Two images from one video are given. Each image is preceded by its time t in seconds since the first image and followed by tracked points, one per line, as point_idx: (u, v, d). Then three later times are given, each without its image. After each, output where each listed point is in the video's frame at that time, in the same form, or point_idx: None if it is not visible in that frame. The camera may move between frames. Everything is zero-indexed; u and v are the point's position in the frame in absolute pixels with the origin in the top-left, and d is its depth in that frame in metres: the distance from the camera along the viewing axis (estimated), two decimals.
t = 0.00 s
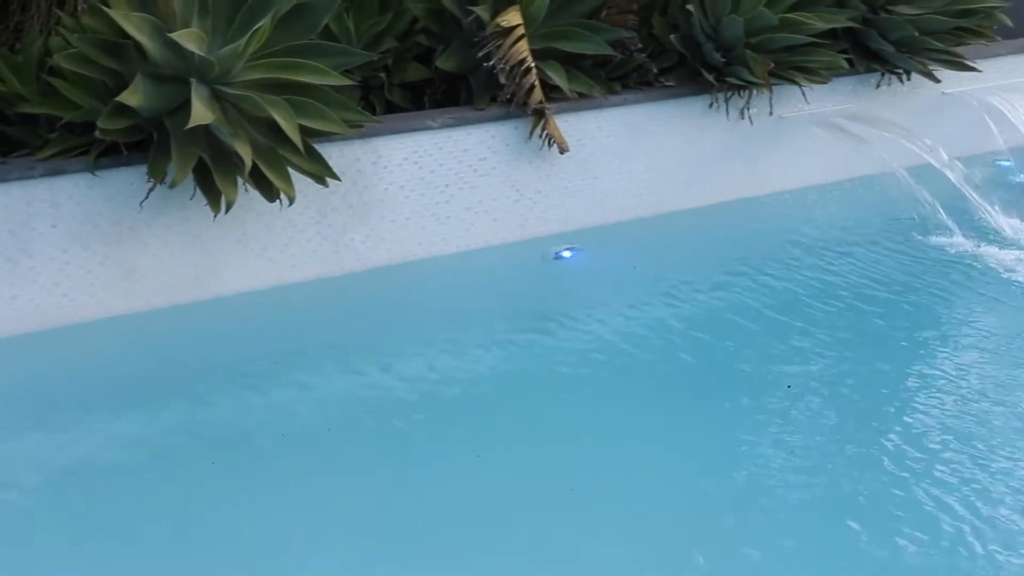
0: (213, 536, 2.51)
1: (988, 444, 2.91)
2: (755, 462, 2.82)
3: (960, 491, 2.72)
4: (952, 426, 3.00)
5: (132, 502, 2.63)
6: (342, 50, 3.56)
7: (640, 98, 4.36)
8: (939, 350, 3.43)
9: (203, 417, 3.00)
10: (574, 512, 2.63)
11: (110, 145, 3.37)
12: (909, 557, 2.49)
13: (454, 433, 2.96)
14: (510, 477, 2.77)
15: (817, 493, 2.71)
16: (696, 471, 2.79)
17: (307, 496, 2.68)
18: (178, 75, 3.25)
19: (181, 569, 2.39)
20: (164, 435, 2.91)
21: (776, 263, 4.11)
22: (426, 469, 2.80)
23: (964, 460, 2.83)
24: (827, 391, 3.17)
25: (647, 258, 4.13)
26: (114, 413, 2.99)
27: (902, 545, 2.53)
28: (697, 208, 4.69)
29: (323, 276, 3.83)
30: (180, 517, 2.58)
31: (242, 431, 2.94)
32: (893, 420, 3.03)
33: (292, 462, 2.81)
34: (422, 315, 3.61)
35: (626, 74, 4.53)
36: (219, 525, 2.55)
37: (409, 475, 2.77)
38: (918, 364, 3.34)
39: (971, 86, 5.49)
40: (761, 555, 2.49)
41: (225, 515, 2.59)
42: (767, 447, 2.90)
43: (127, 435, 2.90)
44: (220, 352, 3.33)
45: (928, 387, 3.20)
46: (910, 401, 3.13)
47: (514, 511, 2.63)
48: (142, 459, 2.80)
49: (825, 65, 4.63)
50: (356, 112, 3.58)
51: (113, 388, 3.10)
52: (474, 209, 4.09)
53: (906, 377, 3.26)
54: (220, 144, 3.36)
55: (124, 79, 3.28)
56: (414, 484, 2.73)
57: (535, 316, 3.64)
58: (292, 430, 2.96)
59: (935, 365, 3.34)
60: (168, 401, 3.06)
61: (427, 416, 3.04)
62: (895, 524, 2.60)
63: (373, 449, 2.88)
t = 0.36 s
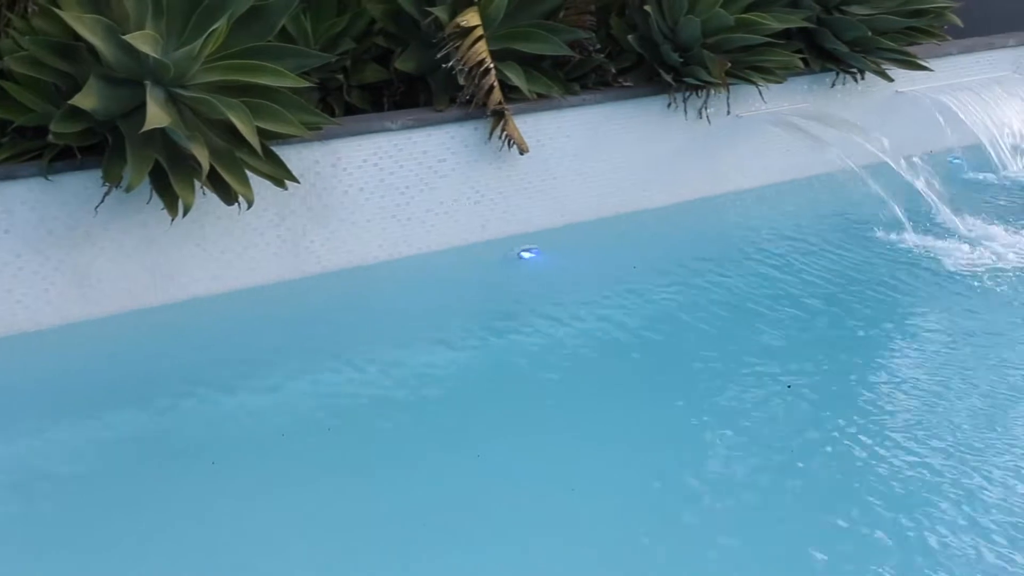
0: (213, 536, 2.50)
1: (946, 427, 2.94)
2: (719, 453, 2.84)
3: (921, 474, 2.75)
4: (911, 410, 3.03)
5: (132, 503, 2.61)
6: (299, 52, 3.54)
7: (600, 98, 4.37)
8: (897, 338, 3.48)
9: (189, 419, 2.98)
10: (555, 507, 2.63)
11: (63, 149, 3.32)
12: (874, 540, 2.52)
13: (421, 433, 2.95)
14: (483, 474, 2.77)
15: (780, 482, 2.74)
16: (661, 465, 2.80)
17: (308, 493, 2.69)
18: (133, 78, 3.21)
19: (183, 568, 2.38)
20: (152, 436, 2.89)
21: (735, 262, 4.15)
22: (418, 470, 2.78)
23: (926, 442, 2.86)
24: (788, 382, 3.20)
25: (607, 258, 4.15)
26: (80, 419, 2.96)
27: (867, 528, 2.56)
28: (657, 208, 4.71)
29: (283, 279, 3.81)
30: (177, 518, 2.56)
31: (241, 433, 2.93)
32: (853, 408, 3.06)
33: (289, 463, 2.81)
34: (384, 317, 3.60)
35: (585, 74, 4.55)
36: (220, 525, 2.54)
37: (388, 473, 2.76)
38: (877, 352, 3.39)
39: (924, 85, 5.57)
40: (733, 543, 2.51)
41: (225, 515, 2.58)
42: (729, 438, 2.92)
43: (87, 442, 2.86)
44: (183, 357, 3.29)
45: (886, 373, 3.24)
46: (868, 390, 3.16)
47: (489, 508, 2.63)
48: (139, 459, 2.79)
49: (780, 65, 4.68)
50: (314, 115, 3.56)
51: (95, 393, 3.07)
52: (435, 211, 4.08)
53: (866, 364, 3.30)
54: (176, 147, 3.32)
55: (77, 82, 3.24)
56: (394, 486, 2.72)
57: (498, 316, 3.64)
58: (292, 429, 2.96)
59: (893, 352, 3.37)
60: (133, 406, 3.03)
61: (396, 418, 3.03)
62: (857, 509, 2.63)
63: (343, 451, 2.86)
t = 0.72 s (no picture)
0: (212, 535, 2.47)
1: (914, 413, 2.96)
2: (685, 438, 2.86)
3: (894, 456, 2.75)
4: (876, 400, 3.04)
5: (129, 505, 2.58)
6: (257, 54, 3.52)
7: (559, 99, 4.39)
8: (857, 330, 3.53)
9: (178, 422, 2.97)
10: (525, 497, 2.63)
11: (17, 153, 3.27)
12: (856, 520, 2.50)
13: (390, 433, 2.93)
14: (460, 470, 2.75)
15: (756, 467, 2.73)
16: (629, 451, 2.82)
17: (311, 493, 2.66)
18: (87, 81, 3.17)
19: (183, 567, 2.34)
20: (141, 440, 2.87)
21: (694, 261, 4.18)
22: (419, 470, 2.75)
23: (888, 424, 2.90)
24: (750, 373, 3.23)
25: (570, 258, 4.16)
26: (39, 427, 2.91)
27: (848, 510, 2.54)
28: (618, 208, 4.73)
29: (244, 282, 3.78)
30: (173, 518, 2.53)
31: (239, 436, 2.91)
32: (815, 392, 3.10)
33: (286, 462, 2.80)
34: (349, 319, 3.59)
35: (545, 74, 4.56)
36: (219, 524, 2.52)
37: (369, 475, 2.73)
38: (838, 344, 3.43)
39: (878, 84, 5.65)
40: (716, 525, 2.49)
41: (227, 515, 2.56)
42: (698, 428, 2.93)
43: (49, 450, 2.82)
44: (146, 363, 3.25)
45: (847, 362, 3.29)
46: (833, 380, 3.18)
47: (473, 504, 2.60)
48: (137, 462, 2.77)
49: (738, 65, 4.73)
50: (273, 117, 3.54)
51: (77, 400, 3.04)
52: (397, 212, 4.07)
53: (827, 354, 3.35)
54: (132, 151, 3.28)
55: (30, 85, 3.20)
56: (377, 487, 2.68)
57: (462, 317, 3.64)
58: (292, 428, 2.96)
59: (853, 346, 3.41)
60: (97, 414, 2.99)
61: (368, 421, 3.00)
62: (836, 491, 2.62)
63: (315, 454, 2.83)
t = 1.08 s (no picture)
0: (212, 535, 2.47)
1: (880, 404, 2.99)
2: (654, 435, 2.88)
3: (865, 447, 2.77)
4: (842, 393, 3.07)
5: (128, 505, 2.58)
6: (220, 56, 3.49)
7: (525, 100, 4.40)
8: (821, 326, 3.56)
9: (169, 421, 2.97)
10: (499, 495, 2.63)
11: None
12: (831, 509, 2.52)
13: (361, 434, 2.92)
14: (446, 468, 2.74)
15: (728, 460, 2.74)
16: (599, 448, 2.83)
17: (310, 490, 2.66)
18: (47, 84, 3.13)
19: (182, 568, 2.34)
20: (132, 441, 2.86)
21: (660, 260, 4.20)
22: (422, 470, 2.74)
23: (856, 415, 2.93)
24: (717, 369, 3.26)
25: (537, 258, 4.16)
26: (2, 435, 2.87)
27: (824, 500, 2.56)
28: (584, 208, 4.73)
29: (209, 286, 3.74)
30: (172, 518, 2.53)
31: (240, 437, 2.91)
32: (781, 387, 3.13)
33: (284, 461, 2.80)
34: (317, 322, 3.57)
35: (511, 75, 4.57)
36: (220, 524, 2.51)
37: (356, 473, 2.73)
38: (803, 340, 3.46)
39: (839, 84, 5.71)
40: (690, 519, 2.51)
41: (228, 515, 2.55)
42: (668, 423, 2.94)
43: (14, 457, 2.77)
44: (116, 367, 3.22)
45: (813, 357, 3.33)
46: (800, 375, 3.20)
47: (468, 503, 2.59)
48: (137, 463, 2.76)
49: (701, 65, 4.77)
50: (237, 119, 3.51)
51: (62, 403, 3.03)
52: (363, 214, 4.05)
53: (792, 350, 3.38)
54: (94, 154, 3.25)
55: None
56: (367, 488, 2.66)
57: (431, 318, 3.64)
58: (289, 427, 2.96)
59: (818, 341, 3.44)
60: (70, 418, 2.96)
61: (354, 420, 2.99)
62: (811, 481, 2.63)
63: (293, 456, 2.82)
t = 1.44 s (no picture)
0: (212, 535, 2.46)
1: (848, 399, 3.02)
2: (626, 433, 2.89)
3: (836, 441, 2.80)
4: (810, 388, 3.10)
5: (127, 506, 2.57)
6: (186, 58, 3.47)
7: (492, 101, 4.41)
8: (789, 322, 3.60)
9: (161, 421, 2.96)
10: (475, 494, 2.63)
11: None
12: (805, 501, 2.55)
13: (334, 435, 2.91)
14: (436, 467, 2.74)
15: (700, 456, 2.76)
16: (571, 446, 2.83)
17: (308, 489, 2.66)
18: (9, 85, 3.10)
19: (183, 568, 2.33)
20: (125, 443, 2.85)
21: (629, 259, 4.21)
22: (423, 471, 2.73)
23: (824, 411, 2.96)
24: (687, 367, 3.28)
25: (507, 259, 4.16)
26: None
27: (798, 493, 2.58)
28: (554, 208, 4.74)
29: (176, 290, 3.71)
30: (154, 522, 2.51)
31: (242, 437, 2.90)
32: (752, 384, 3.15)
33: (280, 460, 2.79)
34: (287, 324, 3.55)
35: (479, 76, 4.58)
36: (220, 524, 2.50)
37: (350, 473, 2.73)
38: (771, 336, 3.49)
39: (804, 84, 5.77)
40: (667, 514, 2.52)
41: (227, 515, 2.54)
42: (640, 420, 2.96)
43: None
44: (89, 372, 3.19)
45: (781, 353, 3.36)
46: (769, 371, 3.23)
47: (471, 504, 2.59)
48: (137, 460, 2.77)
49: (668, 65, 4.80)
50: (204, 121, 3.49)
51: (49, 406, 3.01)
52: (331, 216, 4.03)
53: (761, 348, 3.40)
54: (58, 157, 3.21)
55: None
56: (366, 488, 2.66)
57: (401, 319, 3.63)
58: (289, 427, 2.96)
59: (786, 338, 3.47)
60: (41, 424, 2.92)
61: (353, 420, 3.00)
62: (784, 475, 2.65)
63: (276, 459, 2.80)
